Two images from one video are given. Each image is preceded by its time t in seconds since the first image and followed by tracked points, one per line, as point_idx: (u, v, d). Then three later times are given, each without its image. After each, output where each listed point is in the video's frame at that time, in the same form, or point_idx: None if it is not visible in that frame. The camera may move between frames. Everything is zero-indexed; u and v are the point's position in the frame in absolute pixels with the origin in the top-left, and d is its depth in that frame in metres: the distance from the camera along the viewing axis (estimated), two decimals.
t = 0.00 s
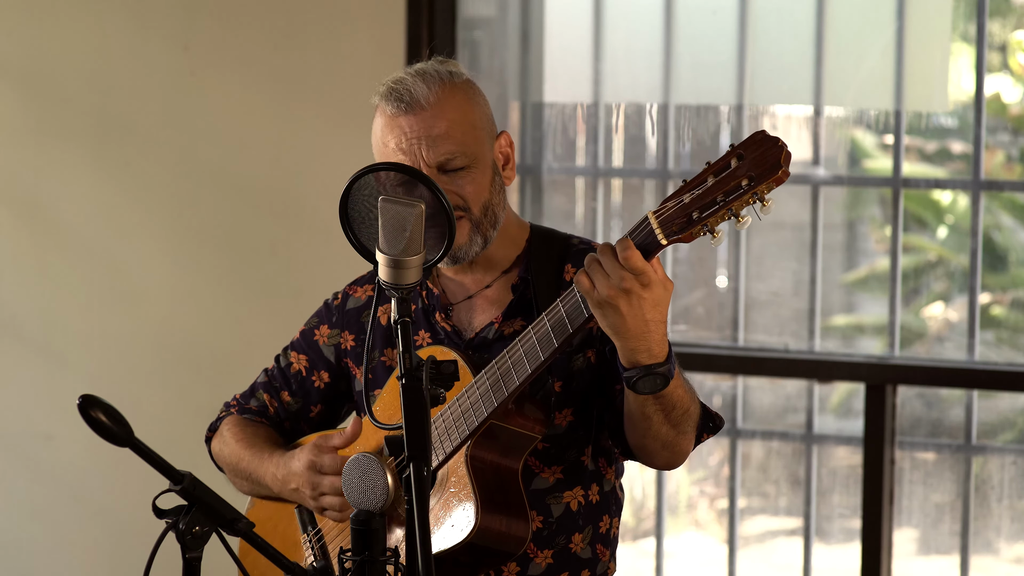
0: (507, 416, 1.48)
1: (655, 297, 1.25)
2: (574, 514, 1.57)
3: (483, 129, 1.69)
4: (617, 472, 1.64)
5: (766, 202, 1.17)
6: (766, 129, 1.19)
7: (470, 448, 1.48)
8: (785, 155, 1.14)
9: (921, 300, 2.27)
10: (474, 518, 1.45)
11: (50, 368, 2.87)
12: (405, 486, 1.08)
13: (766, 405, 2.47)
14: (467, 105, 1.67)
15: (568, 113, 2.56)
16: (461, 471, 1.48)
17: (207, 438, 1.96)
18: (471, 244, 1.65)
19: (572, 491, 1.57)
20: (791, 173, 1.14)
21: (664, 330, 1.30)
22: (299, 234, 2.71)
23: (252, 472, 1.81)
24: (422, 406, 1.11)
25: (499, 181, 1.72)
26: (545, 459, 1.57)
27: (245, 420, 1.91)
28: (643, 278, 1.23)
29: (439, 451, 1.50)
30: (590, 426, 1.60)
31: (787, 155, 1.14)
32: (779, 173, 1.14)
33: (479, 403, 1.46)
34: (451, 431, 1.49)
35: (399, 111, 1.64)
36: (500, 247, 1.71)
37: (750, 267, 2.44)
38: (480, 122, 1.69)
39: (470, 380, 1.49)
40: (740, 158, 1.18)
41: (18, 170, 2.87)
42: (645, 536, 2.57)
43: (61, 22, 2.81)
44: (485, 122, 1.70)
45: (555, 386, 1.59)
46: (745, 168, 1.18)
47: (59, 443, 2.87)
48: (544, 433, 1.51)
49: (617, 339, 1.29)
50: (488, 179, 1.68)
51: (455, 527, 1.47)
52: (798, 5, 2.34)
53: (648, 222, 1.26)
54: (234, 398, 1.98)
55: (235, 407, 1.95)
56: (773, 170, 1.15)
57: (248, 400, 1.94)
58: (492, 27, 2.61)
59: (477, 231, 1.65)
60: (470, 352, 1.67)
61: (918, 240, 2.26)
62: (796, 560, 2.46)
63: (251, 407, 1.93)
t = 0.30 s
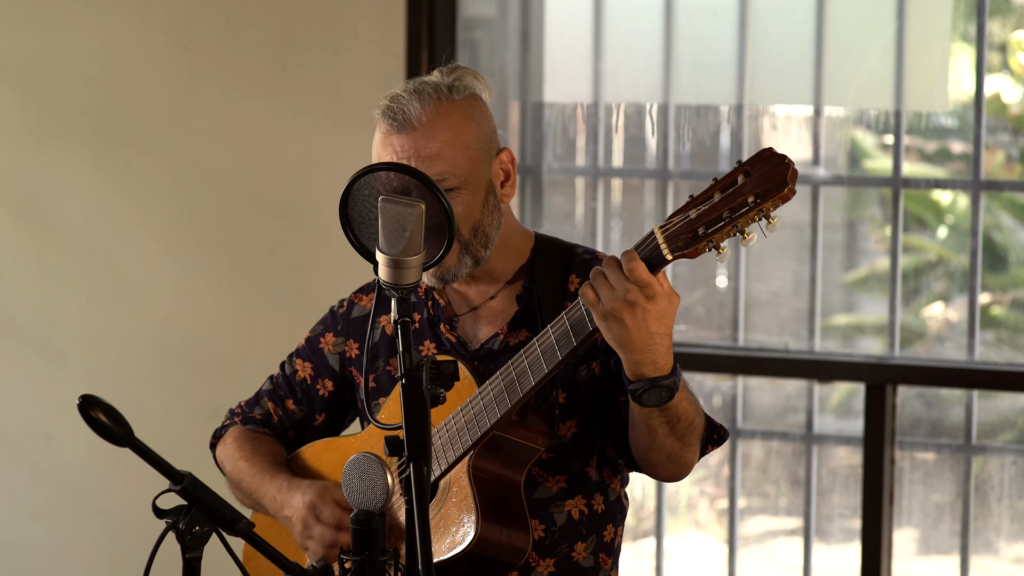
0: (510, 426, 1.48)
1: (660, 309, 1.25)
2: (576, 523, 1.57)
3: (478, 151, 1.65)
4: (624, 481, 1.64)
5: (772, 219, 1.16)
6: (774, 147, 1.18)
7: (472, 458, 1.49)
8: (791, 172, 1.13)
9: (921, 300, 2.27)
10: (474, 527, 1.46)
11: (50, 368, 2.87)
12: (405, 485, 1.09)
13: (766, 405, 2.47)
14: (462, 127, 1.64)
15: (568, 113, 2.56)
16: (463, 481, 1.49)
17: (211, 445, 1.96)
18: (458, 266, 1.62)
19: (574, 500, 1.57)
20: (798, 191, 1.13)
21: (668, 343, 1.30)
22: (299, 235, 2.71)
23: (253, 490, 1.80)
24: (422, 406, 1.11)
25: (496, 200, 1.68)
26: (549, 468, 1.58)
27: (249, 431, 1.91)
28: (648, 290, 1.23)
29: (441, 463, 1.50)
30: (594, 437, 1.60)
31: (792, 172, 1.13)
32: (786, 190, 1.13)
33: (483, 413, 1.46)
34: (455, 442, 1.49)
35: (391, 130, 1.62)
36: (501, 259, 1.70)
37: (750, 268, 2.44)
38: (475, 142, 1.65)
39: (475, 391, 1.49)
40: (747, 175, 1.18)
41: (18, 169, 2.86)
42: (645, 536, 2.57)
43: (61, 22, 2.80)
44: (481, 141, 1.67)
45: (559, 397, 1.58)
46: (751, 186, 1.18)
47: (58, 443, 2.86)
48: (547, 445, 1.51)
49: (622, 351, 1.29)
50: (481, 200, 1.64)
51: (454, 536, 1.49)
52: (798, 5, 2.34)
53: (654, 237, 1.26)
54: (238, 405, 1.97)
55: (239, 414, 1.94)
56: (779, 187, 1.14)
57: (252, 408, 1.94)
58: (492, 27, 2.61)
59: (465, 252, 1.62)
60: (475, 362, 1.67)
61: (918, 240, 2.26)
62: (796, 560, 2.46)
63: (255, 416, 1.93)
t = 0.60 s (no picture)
0: (507, 437, 1.48)
1: (654, 319, 1.25)
2: (579, 534, 1.57)
3: (494, 142, 1.70)
4: (627, 492, 1.64)
5: (766, 229, 1.17)
6: (767, 155, 1.18)
7: (470, 469, 1.48)
8: (785, 182, 1.14)
9: (921, 300, 2.27)
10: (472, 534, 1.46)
11: (50, 368, 2.87)
12: (405, 485, 1.09)
13: (766, 405, 2.47)
14: (480, 119, 1.68)
15: (568, 113, 2.56)
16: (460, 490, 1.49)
17: (208, 453, 1.95)
18: (480, 255, 1.66)
19: (576, 510, 1.57)
20: (791, 202, 1.14)
21: (663, 352, 1.30)
22: (299, 235, 2.71)
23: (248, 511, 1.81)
24: (422, 406, 1.11)
25: (510, 195, 1.74)
26: (549, 479, 1.58)
27: (246, 445, 1.91)
28: (642, 299, 1.23)
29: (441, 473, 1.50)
30: (595, 448, 1.60)
31: (786, 182, 1.14)
32: (779, 200, 1.14)
33: (479, 422, 1.46)
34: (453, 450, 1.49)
35: (412, 120, 1.66)
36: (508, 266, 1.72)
37: (750, 268, 2.43)
38: (494, 135, 1.70)
39: (473, 401, 1.49)
40: (740, 184, 1.18)
41: (18, 169, 2.86)
42: (645, 536, 2.57)
43: (61, 22, 2.80)
44: (498, 135, 1.72)
45: (560, 407, 1.60)
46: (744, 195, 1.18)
47: (59, 443, 2.86)
48: (545, 455, 1.50)
49: (616, 361, 1.29)
50: (499, 192, 1.69)
51: (454, 548, 1.48)
52: (799, 5, 2.34)
53: (648, 248, 1.26)
54: (238, 414, 1.97)
55: (238, 424, 1.94)
56: (772, 197, 1.15)
57: (252, 417, 1.93)
58: (492, 27, 2.61)
59: (486, 242, 1.66)
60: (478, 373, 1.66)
61: (918, 240, 2.26)
62: (796, 560, 2.46)
63: (255, 426, 1.92)
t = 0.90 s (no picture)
0: (511, 418, 1.48)
1: (657, 292, 1.25)
2: (582, 518, 1.57)
3: (509, 109, 1.77)
4: (632, 477, 1.64)
5: (764, 206, 1.17)
6: (765, 132, 1.18)
7: (473, 451, 1.48)
8: (784, 158, 1.14)
9: (921, 300, 2.27)
10: (476, 517, 1.46)
11: (50, 369, 2.87)
12: (404, 485, 1.09)
13: (766, 405, 2.47)
14: (495, 84, 1.76)
15: (568, 113, 2.56)
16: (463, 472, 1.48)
17: (218, 436, 1.96)
18: (495, 211, 1.67)
19: (580, 494, 1.57)
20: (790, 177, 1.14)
21: (668, 324, 1.29)
22: (299, 235, 2.71)
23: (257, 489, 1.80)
24: (422, 406, 1.10)
25: (523, 164, 1.78)
26: (553, 462, 1.58)
27: (255, 427, 1.91)
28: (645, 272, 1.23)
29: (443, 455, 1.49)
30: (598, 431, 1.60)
31: (785, 159, 1.14)
32: (778, 176, 1.15)
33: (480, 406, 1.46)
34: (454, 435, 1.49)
35: (432, 77, 1.74)
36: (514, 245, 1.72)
37: (750, 268, 2.44)
38: (509, 101, 1.77)
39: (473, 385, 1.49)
40: (739, 162, 1.18)
41: (18, 170, 2.86)
42: (645, 536, 2.58)
43: (61, 23, 2.80)
44: (512, 104, 1.79)
45: (563, 388, 1.60)
46: (743, 172, 1.18)
47: (59, 443, 2.86)
48: (549, 437, 1.51)
49: (624, 337, 1.28)
50: (513, 155, 1.74)
51: (458, 529, 1.48)
52: (799, 6, 2.34)
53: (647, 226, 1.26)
54: (247, 398, 1.97)
55: (247, 408, 1.94)
56: (772, 173, 1.15)
57: (260, 400, 1.94)
58: (492, 27, 2.61)
59: (500, 199, 1.68)
60: (481, 354, 1.66)
61: (918, 240, 2.26)
62: (796, 560, 2.46)
63: (263, 408, 1.93)
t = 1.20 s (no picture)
0: (510, 426, 1.48)
1: (655, 295, 1.23)
2: (586, 516, 1.56)
3: (510, 122, 1.75)
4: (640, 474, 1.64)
5: (756, 218, 1.17)
6: (760, 143, 1.18)
7: (471, 461, 1.50)
8: (775, 169, 1.13)
9: (921, 300, 2.27)
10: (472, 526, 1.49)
11: (50, 368, 2.87)
12: (405, 485, 1.09)
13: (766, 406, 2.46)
14: (495, 99, 1.73)
15: (568, 113, 2.56)
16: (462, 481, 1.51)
17: (231, 442, 1.97)
18: (510, 234, 1.66)
19: (582, 493, 1.57)
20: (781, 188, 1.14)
21: (678, 324, 1.27)
22: (299, 235, 2.71)
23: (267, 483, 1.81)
24: (422, 406, 1.10)
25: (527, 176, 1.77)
26: (556, 465, 1.57)
27: (267, 427, 1.92)
28: (636, 279, 1.22)
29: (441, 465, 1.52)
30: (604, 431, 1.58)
31: (776, 169, 1.14)
32: (768, 188, 1.14)
33: (480, 413, 1.47)
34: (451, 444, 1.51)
35: (433, 99, 1.71)
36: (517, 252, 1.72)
37: (750, 267, 2.44)
38: (509, 115, 1.75)
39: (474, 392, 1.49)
40: (732, 172, 1.18)
41: (18, 170, 2.86)
42: (646, 536, 2.58)
43: (61, 23, 2.80)
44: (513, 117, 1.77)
45: (567, 390, 1.58)
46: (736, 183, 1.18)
47: (59, 443, 2.86)
48: (549, 445, 1.51)
49: (642, 349, 1.27)
50: (519, 171, 1.72)
51: (456, 539, 1.51)
52: (799, 5, 2.34)
53: (642, 236, 1.27)
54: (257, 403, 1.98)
55: (258, 412, 1.95)
56: (763, 185, 1.15)
57: (271, 405, 1.95)
58: (492, 27, 2.61)
59: (514, 220, 1.67)
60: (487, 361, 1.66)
61: (919, 240, 2.26)
62: (796, 560, 2.46)
63: (274, 413, 1.94)
